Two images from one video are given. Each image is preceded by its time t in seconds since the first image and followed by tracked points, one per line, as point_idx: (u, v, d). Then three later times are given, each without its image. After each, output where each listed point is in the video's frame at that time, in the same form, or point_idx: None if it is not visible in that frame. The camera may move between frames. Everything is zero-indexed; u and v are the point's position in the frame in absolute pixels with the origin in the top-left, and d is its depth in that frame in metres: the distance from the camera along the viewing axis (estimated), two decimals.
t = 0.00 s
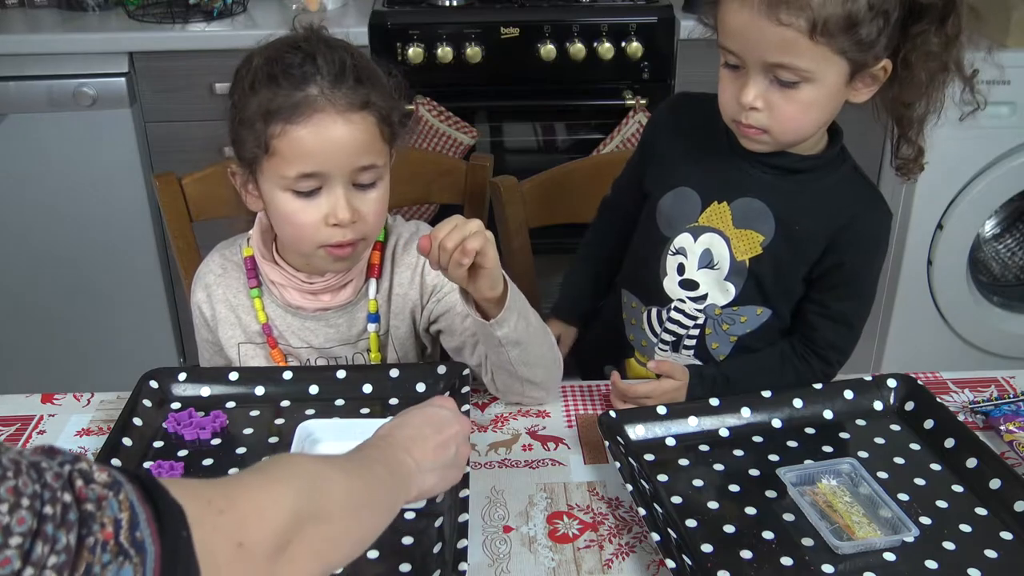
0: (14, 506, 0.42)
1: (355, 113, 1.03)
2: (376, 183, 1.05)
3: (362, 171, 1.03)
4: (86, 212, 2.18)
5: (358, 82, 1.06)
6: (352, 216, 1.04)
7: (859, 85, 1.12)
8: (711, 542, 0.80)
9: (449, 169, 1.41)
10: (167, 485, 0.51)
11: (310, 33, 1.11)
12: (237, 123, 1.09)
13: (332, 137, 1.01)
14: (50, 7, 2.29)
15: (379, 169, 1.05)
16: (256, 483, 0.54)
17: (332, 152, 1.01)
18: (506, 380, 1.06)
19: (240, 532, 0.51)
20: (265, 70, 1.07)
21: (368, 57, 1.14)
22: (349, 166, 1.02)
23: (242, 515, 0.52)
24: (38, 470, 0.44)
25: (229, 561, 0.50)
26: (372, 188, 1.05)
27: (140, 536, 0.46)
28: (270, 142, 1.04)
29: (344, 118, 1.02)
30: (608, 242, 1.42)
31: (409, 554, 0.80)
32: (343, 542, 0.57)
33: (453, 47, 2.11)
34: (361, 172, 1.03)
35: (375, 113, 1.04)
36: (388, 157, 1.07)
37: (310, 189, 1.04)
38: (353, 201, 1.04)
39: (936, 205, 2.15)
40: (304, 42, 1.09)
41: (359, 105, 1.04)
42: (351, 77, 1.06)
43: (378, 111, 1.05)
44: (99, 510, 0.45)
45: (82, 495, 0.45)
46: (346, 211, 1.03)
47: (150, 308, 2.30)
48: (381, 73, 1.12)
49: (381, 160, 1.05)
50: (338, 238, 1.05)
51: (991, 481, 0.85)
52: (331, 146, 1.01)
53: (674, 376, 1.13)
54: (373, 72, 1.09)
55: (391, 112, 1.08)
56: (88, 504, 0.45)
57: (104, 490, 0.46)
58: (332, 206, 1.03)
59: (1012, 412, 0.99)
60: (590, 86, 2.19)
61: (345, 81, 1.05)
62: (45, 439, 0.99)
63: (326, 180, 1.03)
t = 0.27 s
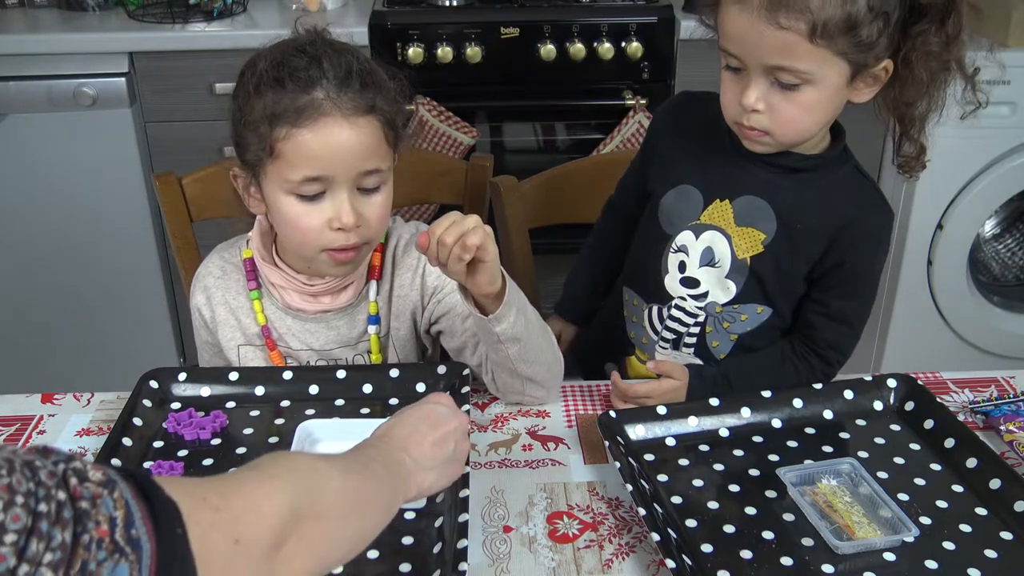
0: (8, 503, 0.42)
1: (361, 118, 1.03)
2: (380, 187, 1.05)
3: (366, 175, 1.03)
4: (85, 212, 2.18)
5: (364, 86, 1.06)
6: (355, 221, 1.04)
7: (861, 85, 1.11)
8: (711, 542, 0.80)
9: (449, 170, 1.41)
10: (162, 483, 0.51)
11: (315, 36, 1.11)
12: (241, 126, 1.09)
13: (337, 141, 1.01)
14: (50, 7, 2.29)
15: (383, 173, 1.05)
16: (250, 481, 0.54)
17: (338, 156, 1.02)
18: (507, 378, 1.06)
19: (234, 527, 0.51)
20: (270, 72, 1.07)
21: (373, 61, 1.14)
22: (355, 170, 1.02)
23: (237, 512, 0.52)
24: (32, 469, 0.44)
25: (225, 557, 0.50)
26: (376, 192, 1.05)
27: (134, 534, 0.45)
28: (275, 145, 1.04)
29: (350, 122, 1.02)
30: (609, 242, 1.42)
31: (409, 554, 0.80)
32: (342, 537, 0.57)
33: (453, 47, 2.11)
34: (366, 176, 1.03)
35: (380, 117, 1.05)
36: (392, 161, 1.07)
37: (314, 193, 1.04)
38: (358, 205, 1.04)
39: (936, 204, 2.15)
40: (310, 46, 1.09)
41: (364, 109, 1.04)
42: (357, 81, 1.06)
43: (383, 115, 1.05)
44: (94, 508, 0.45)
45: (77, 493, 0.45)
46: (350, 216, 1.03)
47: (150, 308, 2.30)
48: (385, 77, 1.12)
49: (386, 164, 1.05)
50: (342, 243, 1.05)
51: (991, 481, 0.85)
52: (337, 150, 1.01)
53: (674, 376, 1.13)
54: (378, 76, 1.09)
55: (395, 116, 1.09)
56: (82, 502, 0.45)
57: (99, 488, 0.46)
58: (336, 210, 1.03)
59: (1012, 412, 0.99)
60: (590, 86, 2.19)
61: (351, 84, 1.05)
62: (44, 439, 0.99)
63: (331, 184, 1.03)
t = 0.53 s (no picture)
0: (9, 504, 0.42)
1: (364, 121, 1.03)
2: (383, 190, 1.06)
3: (369, 179, 1.03)
4: (85, 212, 2.18)
5: (367, 88, 1.06)
6: (358, 224, 1.04)
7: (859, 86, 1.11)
8: (711, 542, 0.80)
9: (449, 170, 1.41)
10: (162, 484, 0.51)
11: (316, 37, 1.11)
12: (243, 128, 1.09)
13: (339, 145, 1.01)
14: (49, 7, 2.29)
15: (385, 176, 1.05)
16: (249, 482, 0.54)
17: (340, 160, 1.02)
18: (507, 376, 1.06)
19: (238, 528, 0.51)
20: (272, 74, 1.07)
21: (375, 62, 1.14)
22: (358, 174, 1.02)
23: (237, 513, 0.52)
24: (32, 470, 0.45)
25: (226, 558, 0.50)
26: (378, 195, 1.06)
27: (135, 534, 0.46)
28: (277, 148, 1.04)
29: (353, 125, 1.02)
30: (609, 242, 1.42)
31: (409, 554, 0.80)
32: (342, 537, 0.57)
33: (454, 47, 2.11)
34: (368, 179, 1.03)
35: (382, 120, 1.05)
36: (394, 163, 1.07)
37: (317, 196, 1.04)
38: (360, 209, 1.04)
39: (936, 204, 2.15)
40: (312, 47, 1.09)
41: (367, 113, 1.04)
42: (360, 84, 1.06)
43: (386, 118, 1.05)
44: (94, 509, 0.45)
45: (77, 494, 0.45)
46: (352, 219, 1.03)
47: (150, 308, 2.30)
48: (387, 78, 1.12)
49: (388, 167, 1.05)
50: (344, 246, 1.06)
51: (991, 480, 0.85)
52: (339, 154, 1.02)
53: (674, 375, 1.13)
54: (380, 78, 1.09)
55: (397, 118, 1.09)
56: (83, 502, 0.45)
57: (99, 488, 0.46)
58: (338, 213, 1.04)
59: (1012, 412, 0.99)
60: (590, 86, 2.19)
61: (353, 87, 1.05)
62: (44, 439, 0.99)
63: (333, 187, 1.03)
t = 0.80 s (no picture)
0: (9, 502, 0.42)
1: (364, 125, 1.03)
2: (383, 194, 1.06)
3: (369, 183, 1.03)
4: (85, 212, 2.18)
5: (367, 92, 1.06)
6: (358, 228, 1.04)
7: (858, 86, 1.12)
8: (711, 542, 0.80)
9: (448, 170, 1.41)
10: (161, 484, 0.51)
11: (316, 39, 1.11)
12: (243, 131, 1.09)
13: (339, 149, 1.01)
14: (49, 7, 2.29)
15: (385, 180, 1.05)
16: (250, 480, 0.54)
17: (341, 164, 1.02)
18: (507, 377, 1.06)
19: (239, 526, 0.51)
20: (272, 77, 1.06)
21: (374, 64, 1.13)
22: (358, 178, 1.02)
23: (238, 511, 0.52)
24: (32, 468, 0.45)
25: (226, 556, 0.50)
26: (378, 199, 1.06)
27: (135, 532, 0.46)
28: (277, 152, 1.04)
29: (353, 129, 1.02)
30: (609, 242, 1.42)
31: (409, 554, 0.80)
32: (341, 536, 0.57)
33: (453, 47, 2.11)
34: (369, 183, 1.03)
35: (383, 124, 1.05)
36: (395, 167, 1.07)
37: (317, 200, 1.04)
38: (360, 213, 1.04)
39: (936, 205, 2.15)
40: (312, 50, 1.09)
41: (368, 117, 1.04)
42: (360, 88, 1.06)
43: (386, 121, 1.06)
44: (94, 507, 0.45)
45: (77, 493, 0.45)
46: (352, 223, 1.03)
47: (150, 308, 2.30)
48: (387, 81, 1.12)
49: (388, 171, 1.05)
50: (344, 249, 1.06)
51: (991, 480, 0.85)
52: (340, 158, 1.02)
53: (673, 375, 1.13)
54: (380, 80, 1.09)
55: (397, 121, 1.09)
56: (83, 501, 0.45)
57: (98, 487, 0.46)
58: (338, 217, 1.03)
59: (1012, 412, 0.99)
60: (590, 86, 2.19)
61: (354, 91, 1.05)
62: (44, 440, 0.99)
63: (333, 192, 1.03)
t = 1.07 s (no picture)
0: (7, 500, 0.42)
1: (364, 128, 1.03)
2: (383, 197, 1.06)
3: (369, 185, 1.03)
4: (85, 212, 2.18)
5: (367, 95, 1.06)
6: (357, 230, 1.04)
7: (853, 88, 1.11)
8: (712, 542, 0.80)
9: (448, 170, 1.41)
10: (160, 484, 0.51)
11: (316, 41, 1.11)
12: (243, 133, 1.09)
13: (339, 151, 1.01)
14: (49, 7, 2.29)
15: (385, 182, 1.05)
16: (249, 480, 0.54)
17: (341, 167, 1.01)
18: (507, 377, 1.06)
19: (239, 525, 0.51)
20: (272, 79, 1.06)
21: (375, 65, 1.13)
22: (358, 181, 1.02)
23: (237, 511, 0.52)
24: (30, 468, 0.45)
25: (226, 555, 0.50)
26: (378, 202, 1.06)
27: (133, 531, 0.46)
28: (278, 155, 1.04)
29: (353, 132, 1.02)
30: (609, 243, 1.42)
31: (409, 554, 0.80)
32: (341, 536, 0.57)
33: (453, 47, 2.11)
34: (369, 186, 1.03)
35: (383, 127, 1.05)
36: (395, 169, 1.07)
37: (317, 203, 1.04)
38: (360, 216, 1.04)
39: (936, 205, 2.15)
40: (312, 51, 1.08)
41: (368, 119, 1.04)
42: (360, 91, 1.06)
43: (387, 124, 1.06)
44: (92, 506, 0.45)
45: (75, 491, 0.45)
46: (352, 226, 1.03)
47: (150, 308, 2.30)
48: (387, 82, 1.12)
49: (388, 174, 1.05)
50: (344, 252, 1.06)
51: (991, 480, 0.85)
52: (339, 161, 1.02)
53: (673, 375, 1.13)
54: (380, 83, 1.09)
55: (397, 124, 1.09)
56: (81, 500, 0.45)
57: (96, 487, 0.46)
58: (338, 220, 1.04)
59: (1012, 412, 0.99)
60: (590, 86, 2.19)
61: (354, 94, 1.05)
62: (44, 440, 0.99)
63: (333, 194, 1.03)
